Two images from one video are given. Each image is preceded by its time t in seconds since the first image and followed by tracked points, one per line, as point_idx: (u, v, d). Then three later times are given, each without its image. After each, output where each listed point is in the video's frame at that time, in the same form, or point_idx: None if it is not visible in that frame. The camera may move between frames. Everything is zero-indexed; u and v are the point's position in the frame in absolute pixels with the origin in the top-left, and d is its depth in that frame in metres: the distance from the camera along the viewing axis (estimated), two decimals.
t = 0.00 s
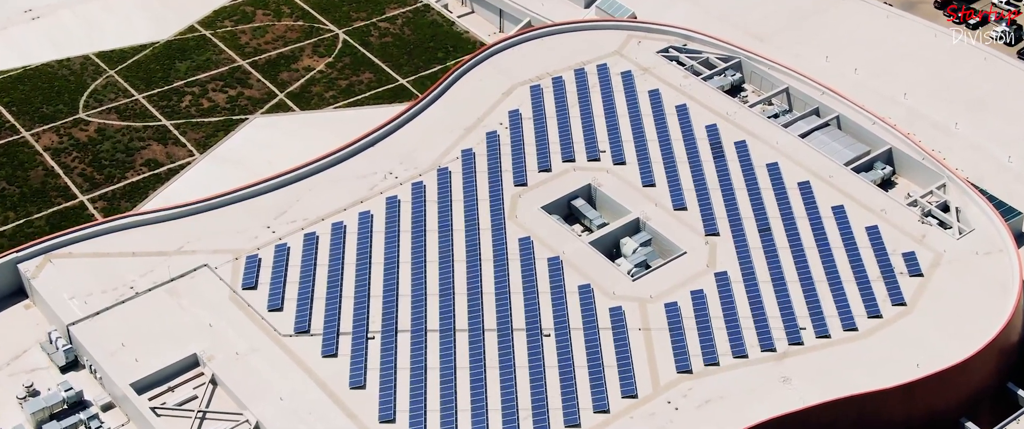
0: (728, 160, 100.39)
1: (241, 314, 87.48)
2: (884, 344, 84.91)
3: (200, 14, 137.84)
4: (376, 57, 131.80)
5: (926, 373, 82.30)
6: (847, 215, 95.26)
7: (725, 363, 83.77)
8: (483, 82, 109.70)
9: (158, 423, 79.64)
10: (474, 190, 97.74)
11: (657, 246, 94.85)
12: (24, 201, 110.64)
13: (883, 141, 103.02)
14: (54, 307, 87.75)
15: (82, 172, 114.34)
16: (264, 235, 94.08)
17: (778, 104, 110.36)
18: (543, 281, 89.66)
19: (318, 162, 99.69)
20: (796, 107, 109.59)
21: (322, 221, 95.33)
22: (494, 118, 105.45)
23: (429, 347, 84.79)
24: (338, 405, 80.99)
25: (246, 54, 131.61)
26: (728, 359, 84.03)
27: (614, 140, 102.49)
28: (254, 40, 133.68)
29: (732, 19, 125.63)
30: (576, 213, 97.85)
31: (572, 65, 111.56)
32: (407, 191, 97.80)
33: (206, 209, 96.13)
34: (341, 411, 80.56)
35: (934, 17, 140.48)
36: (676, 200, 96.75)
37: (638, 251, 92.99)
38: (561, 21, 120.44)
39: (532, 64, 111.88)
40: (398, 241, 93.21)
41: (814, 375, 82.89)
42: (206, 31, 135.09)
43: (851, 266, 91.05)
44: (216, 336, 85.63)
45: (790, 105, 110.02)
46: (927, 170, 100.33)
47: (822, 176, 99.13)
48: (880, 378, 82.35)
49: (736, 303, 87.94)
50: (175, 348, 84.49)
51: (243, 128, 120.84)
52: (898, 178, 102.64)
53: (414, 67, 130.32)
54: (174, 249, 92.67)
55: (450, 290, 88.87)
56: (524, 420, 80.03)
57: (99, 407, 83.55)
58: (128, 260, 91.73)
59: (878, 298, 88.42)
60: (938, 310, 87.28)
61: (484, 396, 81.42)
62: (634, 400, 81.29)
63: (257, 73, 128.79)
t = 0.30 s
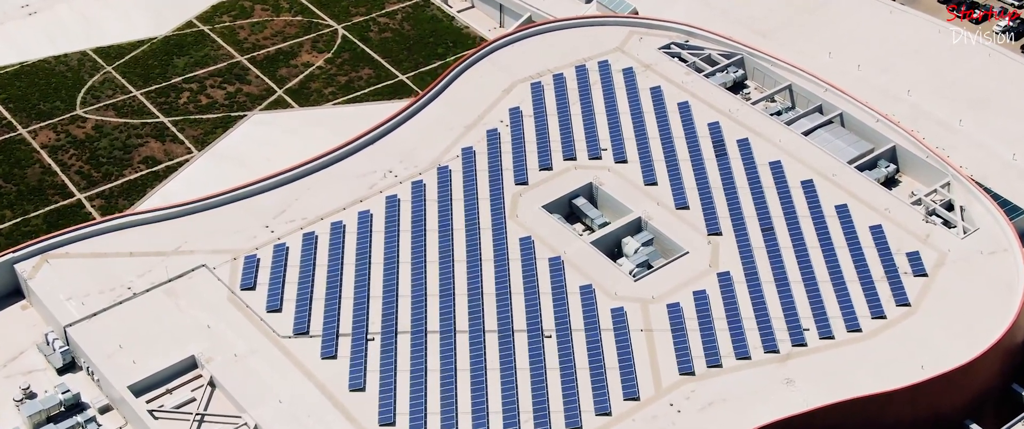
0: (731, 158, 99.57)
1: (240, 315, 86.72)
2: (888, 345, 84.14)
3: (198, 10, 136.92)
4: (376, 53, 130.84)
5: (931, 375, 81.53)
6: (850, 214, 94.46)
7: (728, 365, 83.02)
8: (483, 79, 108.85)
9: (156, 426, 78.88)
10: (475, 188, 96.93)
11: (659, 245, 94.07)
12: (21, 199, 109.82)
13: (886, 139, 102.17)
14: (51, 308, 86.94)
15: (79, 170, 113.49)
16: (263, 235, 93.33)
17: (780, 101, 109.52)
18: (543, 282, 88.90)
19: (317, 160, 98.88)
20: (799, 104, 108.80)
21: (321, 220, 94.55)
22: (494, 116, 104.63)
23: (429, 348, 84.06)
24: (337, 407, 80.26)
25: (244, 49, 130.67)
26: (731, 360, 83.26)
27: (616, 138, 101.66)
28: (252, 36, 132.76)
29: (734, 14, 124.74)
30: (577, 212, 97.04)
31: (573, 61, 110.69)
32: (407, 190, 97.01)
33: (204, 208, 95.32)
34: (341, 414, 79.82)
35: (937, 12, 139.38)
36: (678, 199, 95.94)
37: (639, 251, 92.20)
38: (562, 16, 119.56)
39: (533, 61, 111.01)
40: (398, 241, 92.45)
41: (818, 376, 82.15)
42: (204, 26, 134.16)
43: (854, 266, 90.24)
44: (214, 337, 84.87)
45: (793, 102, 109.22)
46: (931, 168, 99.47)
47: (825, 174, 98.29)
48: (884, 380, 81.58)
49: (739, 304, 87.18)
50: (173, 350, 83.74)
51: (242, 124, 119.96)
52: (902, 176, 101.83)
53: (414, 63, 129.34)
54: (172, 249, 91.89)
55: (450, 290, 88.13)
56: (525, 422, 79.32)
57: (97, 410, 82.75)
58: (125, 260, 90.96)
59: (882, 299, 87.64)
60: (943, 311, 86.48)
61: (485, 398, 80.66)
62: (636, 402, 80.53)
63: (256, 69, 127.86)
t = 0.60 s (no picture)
0: (733, 157, 98.79)
1: (239, 317, 86.00)
2: (892, 346, 83.42)
3: (196, 5, 135.95)
4: (375, 49, 129.84)
5: (936, 376, 80.82)
6: (854, 213, 93.68)
7: (731, 366, 82.32)
8: (484, 76, 108.02)
9: None
10: (475, 187, 96.13)
11: (661, 245, 93.31)
12: (18, 197, 109.05)
13: (890, 136, 101.29)
14: (48, 309, 86.13)
15: (76, 167, 112.68)
16: (262, 235, 92.62)
17: (783, 98, 108.62)
18: (544, 282, 88.15)
19: (316, 159, 98.07)
20: (802, 101, 107.87)
21: (321, 220, 93.82)
22: (495, 113, 103.83)
23: (429, 350, 83.37)
24: (336, 410, 79.60)
25: (243, 45, 129.73)
26: (733, 362, 82.56)
27: (617, 136, 100.85)
28: (251, 31, 131.82)
29: (736, 10, 123.87)
30: (579, 211, 96.24)
31: (574, 58, 109.83)
32: (407, 189, 96.23)
33: (202, 208, 94.51)
34: (340, 417, 79.16)
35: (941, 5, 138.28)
36: (680, 198, 95.16)
37: (641, 250, 91.38)
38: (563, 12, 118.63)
39: (534, 58, 110.13)
40: (398, 240, 91.71)
41: (822, 378, 81.44)
42: (202, 22, 133.23)
43: (858, 266, 89.49)
44: (213, 339, 84.15)
45: (796, 99, 108.32)
46: (935, 166, 98.58)
47: (828, 173, 97.48)
48: (888, 381, 80.87)
49: (742, 305, 86.47)
50: (171, 352, 83.02)
51: (240, 121, 119.11)
52: (905, 174, 100.94)
53: (414, 59, 128.42)
54: (169, 249, 91.12)
55: (450, 291, 87.39)
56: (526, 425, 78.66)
57: (94, 412, 81.97)
58: (123, 260, 90.20)
59: (885, 299, 86.88)
60: (947, 311, 85.72)
61: (485, 400, 79.99)
62: (638, 405, 79.85)
63: (254, 65, 126.93)
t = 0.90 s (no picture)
0: (736, 154, 98.02)
1: (237, 317, 85.31)
2: (896, 347, 82.72)
3: None
4: (375, 44, 128.84)
5: (940, 377, 80.14)
6: (857, 211, 92.92)
7: (733, 367, 81.64)
8: (484, 72, 107.14)
9: None
10: (475, 185, 95.36)
11: (662, 244, 92.55)
12: (15, 194, 108.34)
13: (893, 133, 100.43)
14: (45, 310, 85.38)
15: (74, 164, 111.90)
16: (260, 233, 91.90)
17: (786, 94, 107.79)
18: (545, 281, 87.44)
19: (315, 156, 97.24)
20: (804, 98, 107.01)
21: (320, 219, 93.10)
22: (495, 110, 103.03)
23: (429, 350, 82.70)
24: (336, 412, 78.95)
25: (241, 40, 128.81)
26: (736, 362, 81.88)
27: (619, 133, 100.04)
28: (249, 26, 130.91)
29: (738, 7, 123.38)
30: (580, 209, 95.49)
31: (575, 54, 109.00)
32: (407, 187, 95.44)
33: (201, 206, 93.77)
34: (340, 418, 78.53)
35: None
36: (682, 196, 94.39)
37: (643, 249, 90.61)
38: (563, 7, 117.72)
39: (534, 53, 109.27)
40: (398, 239, 90.99)
41: (825, 379, 80.74)
42: (200, 17, 132.34)
43: (861, 265, 88.76)
44: (211, 339, 83.45)
45: (798, 96, 107.51)
46: (939, 163, 97.72)
47: (832, 170, 96.72)
48: (892, 382, 80.18)
49: (744, 304, 85.77)
50: (169, 353, 82.31)
51: (239, 117, 118.27)
52: (909, 171, 100.08)
53: (413, 54, 127.49)
54: (167, 248, 90.38)
55: (450, 290, 86.69)
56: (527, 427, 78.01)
57: (92, 414, 81.26)
58: (121, 260, 89.48)
59: (889, 299, 86.16)
60: (952, 311, 84.99)
61: (486, 402, 79.34)
62: (640, 406, 79.20)
63: (253, 60, 126.05)
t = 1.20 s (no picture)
0: (738, 151, 97.26)
1: (235, 317, 84.63)
2: (900, 346, 82.03)
3: None
4: (375, 39, 127.95)
5: (944, 378, 79.49)
6: (860, 210, 92.19)
7: (736, 367, 80.98)
8: (484, 68, 106.33)
9: None
10: (475, 183, 94.64)
11: (664, 242, 91.85)
12: (12, 191, 107.57)
13: (897, 130, 99.64)
14: (41, 310, 84.60)
15: (71, 161, 111.10)
16: (258, 232, 91.19)
17: (788, 90, 107.05)
18: (546, 281, 86.77)
19: (313, 154, 96.44)
20: (807, 94, 106.22)
21: (318, 217, 92.37)
22: (495, 107, 102.27)
23: (429, 351, 82.07)
24: (335, 413, 78.33)
25: (239, 35, 127.93)
26: (738, 363, 81.21)
27: (619, 130, 99.26)
28: (247, 21, 129.98)
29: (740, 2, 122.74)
30: (581, 207, 94.76)
31: (576, 50, 108.18)
32: (406, 185, 94.71)
33: (198, 205, 92.99)
34: (339, 421, 77.91)
35: None
36: (684, 194, 93.64)
37: (644, 248, 89.89)
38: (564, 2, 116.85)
39: (534, 49, 108.44)
40: (397, 238, 90.30)
41: (828, 380, 80.09)
42: (198, 11, 131.44)
43: (864, 264, 88.05)
44: (209, 340, 82.75)
45: (801, 92, 106.72)
46: (942, 160, 96.93)
47: (834, 167, 95.98)
48: (896, 383, 79.55)
49: (747, 304, 85.10)
50: (167, 354, 81.59)
51: (237, 113, 117.45)
52: (912, 168, 99.25)
53: (412, 49, 126.60)
54: (165, 247, 89.66)
55: (450, 290, 86.02)
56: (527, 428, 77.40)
57: (89, 415, 80.53)
58: (118, 259, 88.73)
59: (892, 298, 85.44)
60: (956, 311, 84.27)
61: (486, 404, 78.73)
62: (641, 407, 78.58)
63: (251, 55, 125.19)
